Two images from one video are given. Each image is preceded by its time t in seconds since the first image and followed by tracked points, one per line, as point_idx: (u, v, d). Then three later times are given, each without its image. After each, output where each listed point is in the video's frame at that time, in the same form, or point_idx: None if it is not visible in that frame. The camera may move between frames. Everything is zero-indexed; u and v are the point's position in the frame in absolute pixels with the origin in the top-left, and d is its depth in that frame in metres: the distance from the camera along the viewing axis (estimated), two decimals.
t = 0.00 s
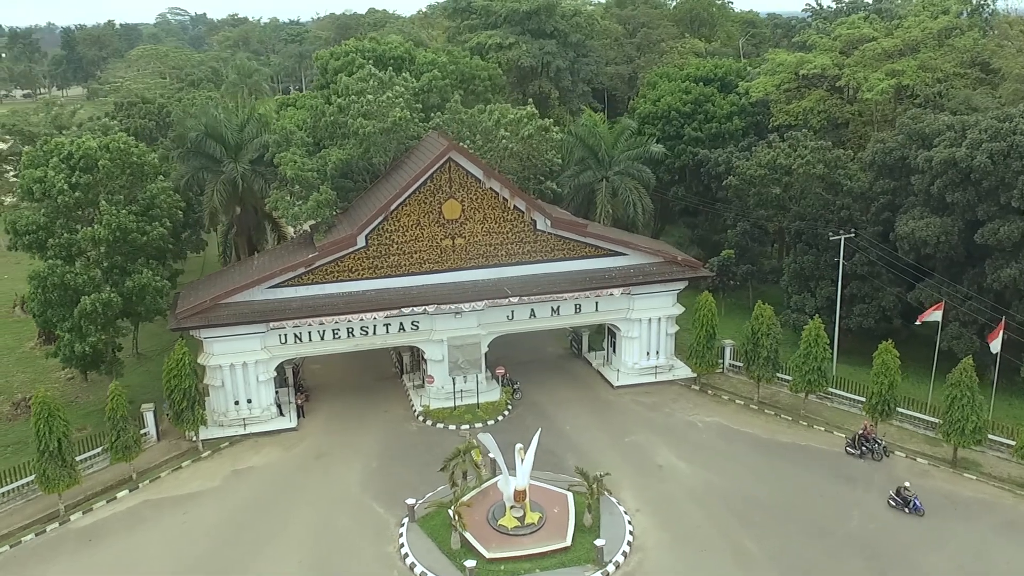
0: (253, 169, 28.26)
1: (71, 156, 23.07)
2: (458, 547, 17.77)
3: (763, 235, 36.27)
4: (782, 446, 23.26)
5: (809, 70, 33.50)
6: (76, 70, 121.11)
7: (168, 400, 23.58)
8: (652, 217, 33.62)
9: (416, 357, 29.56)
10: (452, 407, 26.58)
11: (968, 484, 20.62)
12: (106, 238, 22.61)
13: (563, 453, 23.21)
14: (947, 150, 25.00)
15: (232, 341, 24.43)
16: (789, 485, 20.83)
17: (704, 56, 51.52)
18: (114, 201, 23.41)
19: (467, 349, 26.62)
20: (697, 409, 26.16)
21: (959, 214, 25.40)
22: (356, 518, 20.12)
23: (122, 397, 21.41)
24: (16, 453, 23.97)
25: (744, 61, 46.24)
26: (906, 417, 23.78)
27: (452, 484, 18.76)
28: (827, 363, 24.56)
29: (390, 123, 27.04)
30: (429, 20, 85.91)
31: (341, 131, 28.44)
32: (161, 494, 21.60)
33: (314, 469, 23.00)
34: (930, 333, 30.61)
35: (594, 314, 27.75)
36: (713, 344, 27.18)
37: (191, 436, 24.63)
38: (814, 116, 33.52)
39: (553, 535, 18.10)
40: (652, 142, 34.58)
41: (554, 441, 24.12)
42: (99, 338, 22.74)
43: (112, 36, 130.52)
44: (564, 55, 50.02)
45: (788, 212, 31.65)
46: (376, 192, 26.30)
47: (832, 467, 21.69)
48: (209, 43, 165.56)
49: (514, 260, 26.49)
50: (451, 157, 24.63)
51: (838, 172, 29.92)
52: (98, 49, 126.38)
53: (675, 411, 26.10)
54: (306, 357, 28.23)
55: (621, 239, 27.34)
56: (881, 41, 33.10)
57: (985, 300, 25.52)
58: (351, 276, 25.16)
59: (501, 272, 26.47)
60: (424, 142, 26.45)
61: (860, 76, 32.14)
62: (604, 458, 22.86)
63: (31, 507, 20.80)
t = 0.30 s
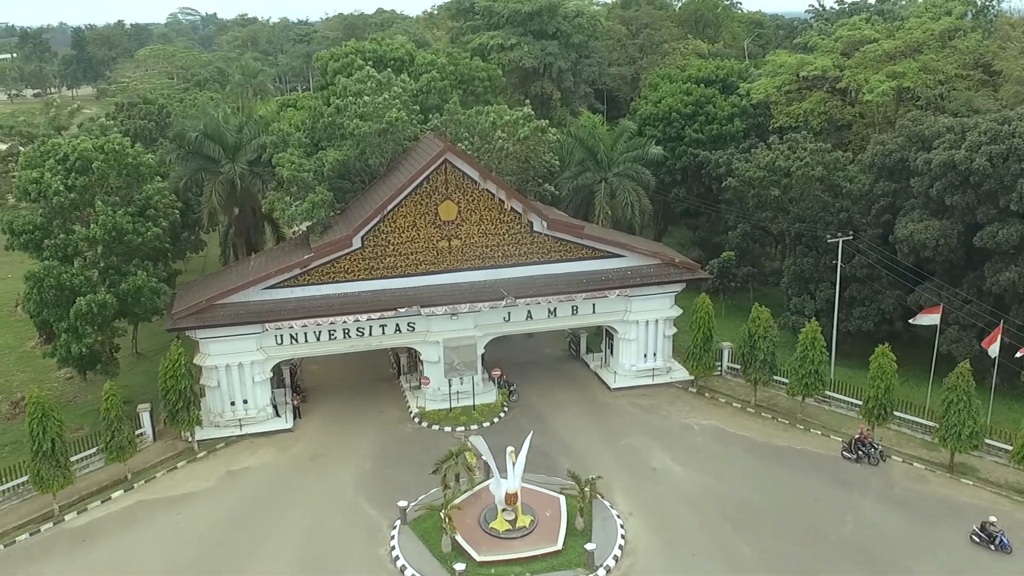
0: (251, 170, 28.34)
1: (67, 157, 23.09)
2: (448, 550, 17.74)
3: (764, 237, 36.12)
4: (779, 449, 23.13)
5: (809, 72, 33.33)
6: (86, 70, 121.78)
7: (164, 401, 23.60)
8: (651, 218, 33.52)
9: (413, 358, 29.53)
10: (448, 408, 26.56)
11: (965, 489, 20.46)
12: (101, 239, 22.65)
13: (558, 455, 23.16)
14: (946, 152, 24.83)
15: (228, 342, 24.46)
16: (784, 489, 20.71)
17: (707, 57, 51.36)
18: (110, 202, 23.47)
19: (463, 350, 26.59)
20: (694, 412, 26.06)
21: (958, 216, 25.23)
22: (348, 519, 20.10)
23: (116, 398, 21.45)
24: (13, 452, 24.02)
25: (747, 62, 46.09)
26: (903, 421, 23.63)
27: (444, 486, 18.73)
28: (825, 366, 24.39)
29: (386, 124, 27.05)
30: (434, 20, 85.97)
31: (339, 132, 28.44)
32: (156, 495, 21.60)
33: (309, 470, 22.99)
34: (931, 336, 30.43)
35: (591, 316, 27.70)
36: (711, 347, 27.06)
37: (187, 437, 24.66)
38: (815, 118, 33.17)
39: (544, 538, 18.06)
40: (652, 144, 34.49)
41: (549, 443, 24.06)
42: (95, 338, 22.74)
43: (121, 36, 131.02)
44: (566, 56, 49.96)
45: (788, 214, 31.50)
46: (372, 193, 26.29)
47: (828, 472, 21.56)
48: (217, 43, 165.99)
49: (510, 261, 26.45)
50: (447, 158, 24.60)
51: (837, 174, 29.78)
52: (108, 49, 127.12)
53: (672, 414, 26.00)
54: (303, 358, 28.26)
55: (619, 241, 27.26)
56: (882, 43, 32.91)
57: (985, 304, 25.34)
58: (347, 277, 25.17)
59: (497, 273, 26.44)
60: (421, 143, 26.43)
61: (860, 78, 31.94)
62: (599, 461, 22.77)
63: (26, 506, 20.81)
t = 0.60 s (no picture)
0: (252, 171, 28.48)
1: (68, 158, 23.17)
2: (442, 551, 17.75)
3: (768, 239, 35.97)
4: (778, 452, 23.02)
5: (813, 73, 33.14)
6: (99, 69, 122.57)
7: (163, 400, 23.70)
8: (653, 220, 33.44)
9: (415, 359, 29.47)
10: (447, 409, 26.58)
11: (965, 495, 20.29)
12: (101, 240, 22.72)
13: (555, 458, 23.11)
14: (949, 155, 24.67)
15: (227, 342, 24.53)
16: (781, 493, 20.60)
17: (712, 57, 51.13)
18: (110, 203, 23.56)
19: (462, 352, 26.55)
20: (694, 415, 25.97)
21: (961, 220, 25.03)
22: (344, 520, 20.11)
23: (115, 397, 21.55)
24: (14, 450, 24.05)
25: (752, 63, 45.92)
26: (904, 425, 23.46)
27: (438, 488, 18.74)
28: (826, 370, 24.20)
29: (386, 126, 27.12)
30: (441, 20, 86.06)
31: (339, 133, 28.48)
32: (153, 494, 21.68)
33: (307, 470, 23.03)
34: (935, 339, 30.20)
35: (592, 318, 27.64)
36: (711, 350, 26.94)
37: (187, 436, 24.75)
38: (818, 120, 33.00)
39: (537, 540, 18.06)
40: (654, 145, 34.42)
41: (548, 445, 24.02)
42: (96, 338, 22.85)
43: (134, 36, 131.50)
44: (571, 57, 49.91)
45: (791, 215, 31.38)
46: (372, 194, 26.30)
47: (827, 476, 21.43)
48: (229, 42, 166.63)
49: (511, 263, 26.41)
50: (447, 160, 24.58)
51: (840, 177, 29.62)
52: (121, 48, 127.73)
53: (671, 416, 25.92)
54: (304, 358, 28.30)
55: (620, 243, 27.17)
56: (887, 44, 32.68)
57: (988, 307, 25.13)
58: (347, 278, 25.18)
59: (498, 275, 26.41)
60: (421, 145, 26.43)
61: (864, 79, 31.72)
62: (597, 463, 22.71)
63: (25, 504, 20.89)
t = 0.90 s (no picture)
0: (260, 171, 28.68)
1: (77, 158, 23.42)
2: (441, 552, 17.75)
3: (780, 241, 35.70)
4: (784, 457, 22.81)
5: (826, 75, 32.85)
6: (123, 69, 124.06)
7: (170, 397, 23.89)
8: (663, 222, 33.30)
9: (421, 360, 29.72)
10: (452, 410, 26.62)
11: (972, 502, 20.01)
12: (109, 239, 23.01)
13: (559, 460, 23.06)
14: (959, 158, 24.33)
15: (234, 341, 24.72)
16: (786, 498, 20.41)
17: (727, 59, 50.75)
18: (119, 202, 23.83)
19: (468, 352, 26.56)
20: (700, 418, 25.81)
21: (973, 223, 24.70)
22: (345, 519, 20.16)
23: (122, 394, 21.75)
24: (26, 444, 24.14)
25: (767, 64, 45.62)
26: (912, 431, 23.17)
27: (439, 488, 18.75)
28: (833, 374, 23.95)
29: (394, 127, 27.24)
30: (458, 21, 86.25)
31: (348, 133, 28.63)
32: (160, 490, 21.84)
33: (311, 469, 23.14)
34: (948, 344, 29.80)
35: (598, 320, 27.57)
36: (719, 352, 26.77)
37: (194, 433, 24.93)
38: (830, 122, 32.73)
39: (537, 542, 18.02)
40: (664, 146, 34.29)
41: (551, 447, 23.97)
42: (104, 336, 23.08)
43: (158, 36, 132.79)
44: (585, 57, 49.83)
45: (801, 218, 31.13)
46: (379, 195, 26.43)
47: (833, 481, 21.20)
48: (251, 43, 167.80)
49: (517, 264, 26.41)
50: (453, 160, 24.64)
51: (850, 179, 29.36)
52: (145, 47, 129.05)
53: (677, 419, 25.78)
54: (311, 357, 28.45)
55: (627, 245, 27.08)
56: (901, 45, 32.34)
57: (1001, 312, 24.77)
58: (353, 278, 25.29)
59: (504, 276, 26.42)
60: (429, 146, 26.53)
61: (877, 81, 31.37)
62: (600, 465, 22.63)
63: (33, 499, 21.00)
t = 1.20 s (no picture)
0: (274, 168, 29.02)
1: (92, 155, 23.76)
2: (443, 550, 17.80)
3: (795, 243, 35.37)
4: (792, 461, 22.63)
5: (842, 76, 32.48)
6: (151, 68, 125.71)
7: (181, 393, 24.17)
8: (676, 223, 33.14)
9: (432, 359, 29.87)
10: (461, 409, 26.68)
11: (983, 510, 19.71)
12: (122, 236, 23.34)
13: (565, 460, 23.04)
14: (975, 160, 23.97)
15: (246, 337, 24.96)
16: (793, 502, 20.23)
17: (745, 59, 50.28)
18: (132, 200, 24.16)
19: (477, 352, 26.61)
20: (710, 421, 25.67)
21: (988, 227, 24.32)
22: (350, 516, 20.28)
23: (133, 389, 22.05)
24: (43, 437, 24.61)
25: (785, 65, 45.23)
26: (925, 436, 22.86)
27: (442, 487, 18.79)
28: (844, 378, 23.70)
29: (406, 126, 27.36)
30: (479, 21, 86.44)
31: (360, 133, 28.78)
32: (169, 485, 22.10)
33: (319, 466, 23.30)
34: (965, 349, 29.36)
35: (609, 321, 27.49)
36: (729, 355, 26.59)
37: (205, 429, 25.20)
38: (847, 123, 32.38)
39: (540, 543, 18.01)
40: (678, 147, 34.11)
41: (558, 447, 23.96)
42: (117, 331, 23.48)
43: (185, 35, 134.31)
44: (602, 57, 49.69)
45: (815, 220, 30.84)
46: (390, 194, 26.53)
47: (841, 486, 20.99)
48: (277, 42, 169.09)
49: (526, 264, 26.41)
50: (463, 160, 24.68)
51: (865, 181, 29.03)
52: (174, 46, 130.75)
53: (686, 422, 25.65)
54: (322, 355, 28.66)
55: (637, 246, 26.98)
56: (919, 45, 31.91)
57: (1017, 317, 24.37)
58: (363, 276, 25.42)
59: (513, 276, 26.43)
60: (440, 146, 26.59)
61: (894, 82, 30.98)
62: (606, 466, 22.59)
63: (46, 491, 21.32)
